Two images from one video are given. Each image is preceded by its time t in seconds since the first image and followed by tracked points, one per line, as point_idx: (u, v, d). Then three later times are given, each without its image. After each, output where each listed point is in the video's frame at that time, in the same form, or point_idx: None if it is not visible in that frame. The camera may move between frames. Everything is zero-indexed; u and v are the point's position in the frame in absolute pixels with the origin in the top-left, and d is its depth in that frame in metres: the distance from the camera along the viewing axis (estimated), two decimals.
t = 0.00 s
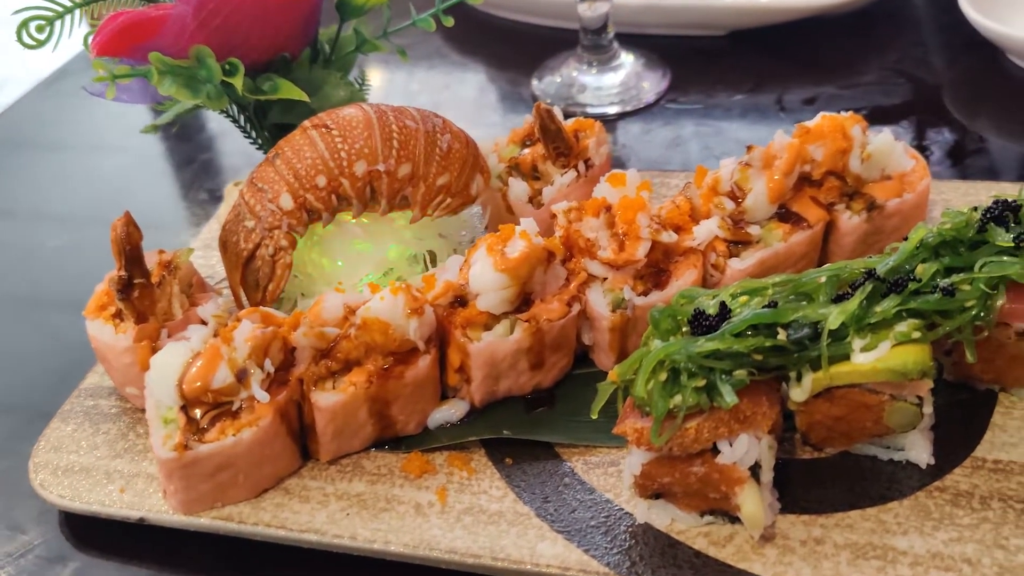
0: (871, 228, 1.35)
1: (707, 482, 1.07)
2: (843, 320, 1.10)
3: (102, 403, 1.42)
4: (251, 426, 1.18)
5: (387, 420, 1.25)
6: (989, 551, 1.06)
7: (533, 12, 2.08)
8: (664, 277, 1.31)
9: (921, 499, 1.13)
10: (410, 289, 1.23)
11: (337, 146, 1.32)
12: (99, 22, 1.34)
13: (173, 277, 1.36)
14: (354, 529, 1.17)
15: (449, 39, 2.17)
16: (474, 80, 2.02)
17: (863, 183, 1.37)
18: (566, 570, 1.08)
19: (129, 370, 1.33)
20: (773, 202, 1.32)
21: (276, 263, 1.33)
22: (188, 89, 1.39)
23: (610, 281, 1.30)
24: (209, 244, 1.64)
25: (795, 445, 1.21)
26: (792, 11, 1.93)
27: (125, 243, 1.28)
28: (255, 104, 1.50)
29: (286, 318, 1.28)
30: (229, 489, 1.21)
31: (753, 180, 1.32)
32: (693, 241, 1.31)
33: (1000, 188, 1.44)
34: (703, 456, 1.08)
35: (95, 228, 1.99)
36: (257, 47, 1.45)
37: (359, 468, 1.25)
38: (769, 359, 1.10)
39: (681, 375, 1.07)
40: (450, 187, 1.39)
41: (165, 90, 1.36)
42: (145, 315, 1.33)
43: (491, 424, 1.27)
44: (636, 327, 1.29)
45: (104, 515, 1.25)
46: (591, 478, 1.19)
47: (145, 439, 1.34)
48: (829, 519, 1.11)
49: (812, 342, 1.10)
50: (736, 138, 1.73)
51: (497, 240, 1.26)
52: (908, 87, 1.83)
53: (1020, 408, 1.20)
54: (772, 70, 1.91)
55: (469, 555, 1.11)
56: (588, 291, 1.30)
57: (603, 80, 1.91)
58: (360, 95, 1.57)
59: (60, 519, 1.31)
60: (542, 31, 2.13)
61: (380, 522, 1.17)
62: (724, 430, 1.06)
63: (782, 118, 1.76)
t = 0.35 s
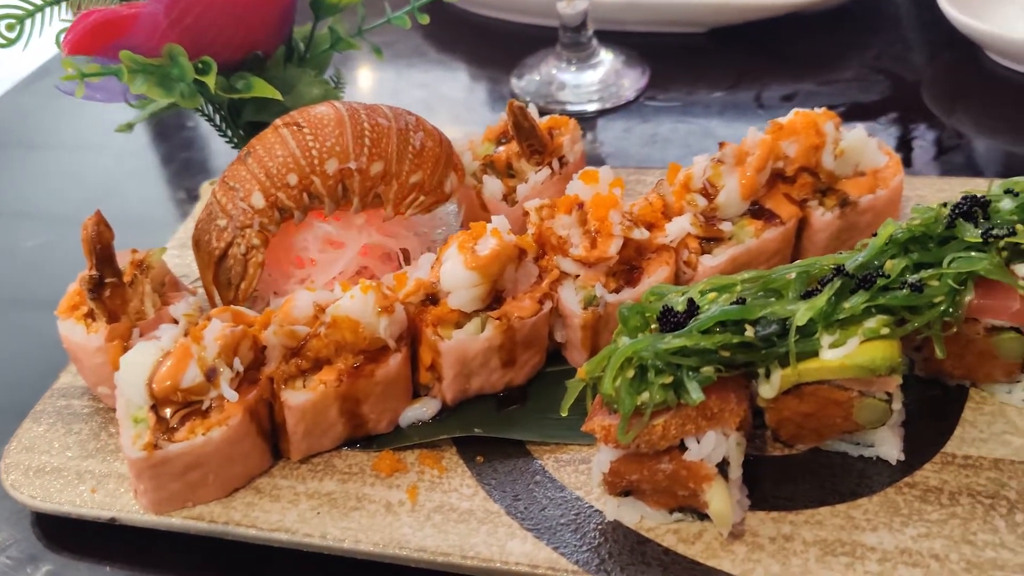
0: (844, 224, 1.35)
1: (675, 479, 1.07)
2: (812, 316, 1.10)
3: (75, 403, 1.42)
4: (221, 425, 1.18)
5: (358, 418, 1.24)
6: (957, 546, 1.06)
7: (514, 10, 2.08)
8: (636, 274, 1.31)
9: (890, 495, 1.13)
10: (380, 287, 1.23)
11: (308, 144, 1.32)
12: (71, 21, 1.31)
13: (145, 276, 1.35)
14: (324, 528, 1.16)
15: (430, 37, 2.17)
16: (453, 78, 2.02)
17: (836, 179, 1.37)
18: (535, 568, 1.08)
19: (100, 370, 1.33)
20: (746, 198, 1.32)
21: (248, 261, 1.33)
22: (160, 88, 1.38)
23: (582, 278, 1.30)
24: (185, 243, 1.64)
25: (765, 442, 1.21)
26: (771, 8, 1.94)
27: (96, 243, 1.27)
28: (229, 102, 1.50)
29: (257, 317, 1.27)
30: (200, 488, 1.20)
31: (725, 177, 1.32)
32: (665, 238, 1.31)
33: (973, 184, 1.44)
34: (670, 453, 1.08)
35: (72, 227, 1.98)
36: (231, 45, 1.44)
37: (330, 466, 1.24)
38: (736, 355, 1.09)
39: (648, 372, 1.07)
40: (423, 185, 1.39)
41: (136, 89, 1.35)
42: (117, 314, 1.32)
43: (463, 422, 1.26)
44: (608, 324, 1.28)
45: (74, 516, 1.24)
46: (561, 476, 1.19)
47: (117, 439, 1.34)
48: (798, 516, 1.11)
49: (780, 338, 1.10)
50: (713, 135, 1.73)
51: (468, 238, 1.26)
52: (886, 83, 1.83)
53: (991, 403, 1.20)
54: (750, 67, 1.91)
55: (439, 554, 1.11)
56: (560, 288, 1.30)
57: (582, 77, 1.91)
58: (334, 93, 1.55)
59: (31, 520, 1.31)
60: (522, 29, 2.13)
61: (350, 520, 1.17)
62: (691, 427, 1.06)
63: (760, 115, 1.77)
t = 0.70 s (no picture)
0: (796, 218, 1.36)
1: (618, 473, 1.07)
2: (754, 310, 1.10)
3: (29, 401, 1.42)
4: (170, 422, 1.17)
5: (308, 415, 1.24)
6: (898, 538, 1.06)
7: (480, 7, 2.08)
8: (588, 269, 1.31)
9: (835, 488, 1.13)
10: (329, 283, 1.23)
11: (260, 141, 1.32)
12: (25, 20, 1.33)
13: (98, 275, 1.34)
14: (272, 524, 1.16)
15: (398, 34, 2.17)
16: (420, 74, 2.02)
17: (789, 173, 1.38)
18: (480, 562, 1.08)
19: (53, 368, 1.32)
20: (697, 193, 1.31)
21: (201, 259, 1.33)
22: (115, 85, 1.36)
23: (534, 274, 1.30)
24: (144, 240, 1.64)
25: (713, 436, 1.21)
26: (735, 5, 1.95)
27: (47, 240, 1.26)
28: (186, 100, 1.49)
29: (208, 314, 1.27)
30: (150, 485, 1.19)
31: (676, 172, 1.33)
32: (617, 232, 1.31)
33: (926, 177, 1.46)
34: (613, 447, 1.08)
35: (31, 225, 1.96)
36: (187, 43, 1.43)
37: (280, 463, 1.24)
38: (678, 349, 1.09)
39: (590, 367, 1.07)
40: (377, 181, 1.39)
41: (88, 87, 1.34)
42: (70, 312, 1.32)
43: (414, 417, 1.27)
44: (560, 320, 1.27)
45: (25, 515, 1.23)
46: (510, 471, 1.19)
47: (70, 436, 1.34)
48: (743, 509, 1.11)
49: (722, 332, 1.10)
50: (674, 131, 1.74)
51: (418, 234, 1.26)
52: (848, 79, 1.85)
53: (938, 395, 1.21)
54: (715, 64, 1.92)
55: (385, 549, 1.11)
56: (512, 284, 1.30)
57: (548, 73, 1.91)
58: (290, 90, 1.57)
59: None
60: (490, 26, 2.13)
61: (299, 516, 1.17)
62: (632, 421, 1.06)
63: (722, 110, 1.77)
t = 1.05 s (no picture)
0: (753, 219, 1.35)
1: (564, 476, 1.07)
2: (701, 312, 1.09)
3: None
4: (118, 427, 1.15)
5: (259, 419, 1.23)
6: (847, 540, 1.05)
7: (450, 8, 2.09)
8: (542, 272, 1.30)
9: (786, 490, 1.12)
10: (280, 287, 1.22)
11: (213, 144, 1.32)
12: None
13: (51, 279, 1.34)
14: (221, 529, 1.15)
15: (369, 36, 2.17)
16: (388, 76, 2.01)
17: (746, 174, 1.37)
18: (426, 567, 1.06)
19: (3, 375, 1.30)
20: (653, 194, 1.31)
21: (155, 262, 1.32)
22: (71, 88, 1.34)
23: (488, 276, 1.29)
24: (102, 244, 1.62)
25: (665, 438, 1.20)
26: (704, 6, 1.94)
27: None
28: (144, 104, 1.48)
29: (161, 318, 1.26)
30: (98, 491, 1.18)
31: (632, 173, 1.32)
32: (572, 234, 1.30)
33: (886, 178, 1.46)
34: (558, 449, 1.08)
35: None
36: (142, 46, 1.42)
37: (232, 468, 1.23)
38: (625, 352, 1.08)
39: (535, 370, 1.06)
40: (333, 184, 1.38)
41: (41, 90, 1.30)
42: (21, 317, 1.30)
43: (366, 421, 1.26)
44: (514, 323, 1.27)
45: None
46: (461, 475, 1.19)
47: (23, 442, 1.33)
48: (693, 512, 1.10)
49: (670, 334, 1.10)
50: (640, 132, 1.73)
51: (370, 237, 1.25)
52: (816, 79, 1.84)
53: (891, 396, 1.21)
54: (684, 65, 1.91)
55: (333, 554, 1.10)
56: (466, 287, 1.30)
57: (516, 75, 1.91)
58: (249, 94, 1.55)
59: None
60: (460, 28, 2.13)
61: (248, 521, 1.16)
62: (578, 424, 1.05)
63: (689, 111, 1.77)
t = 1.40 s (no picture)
0: (727, 228, 1.35)
1: (530, 487, 1.06)
2: (667, 321, 1.09)
3: None
4: (85, 437, 1.15)
5: (229, 430, 1.23)
6: (814, 551, 1.04)
7: (433, 15, 2.09)
8: (515, 280, 1.30)
9: (754, 500, 1.11)
10: (249, 296, 1.21)
11: (184, 153, 1.32)
12: None
13: (22, 289, 1.32)
14: (189, 540, 1.14)
15: (351, 42, 2.16)
16: (370, 83, 2.01)
17: (719, 182, 1.37)
18: None
19: None
20: (625, 202, 1.30)
21: (126, 272, 1.30)
22: (43, 97, 1.34)
23: (460, 286, 1.28)
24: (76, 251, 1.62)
25: (635, 448, 1.20)
26: (685, 11, 1.94)
27: None
28: (120, 113, 1.48)
29: (131, 327, 1.26)
30: (66, 502, 1.17)
31: (604, 181, 1.32)
32: (544, 243, 1.30)
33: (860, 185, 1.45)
34: (524, 460, 1.07)
35: None
36: (116, 55, 1.41)
37: (201, 478, 1.23)
38: (591, 362, 1.08)
39: (501, 380, 1.06)
40: (306, 193, 1.39)
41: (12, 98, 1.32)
42: None
43: (336, 431, 1.25)
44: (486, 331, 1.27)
45: None
46: (430, 485, 1.18)
47: None
48: (660, 523, 1.10)
49: (637, 343, 1.09)
50: (619, 138, 1.73)
51: (341, 246, 1.25)
52: (797, 85, 1.84)
53: (863, 405, 1.21)
54: (665, 71, 1.91)
55: (299, 566, 1.09)
56: (438, 296, 1.29)
57: (496, 82, 1.91)
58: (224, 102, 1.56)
59: None
60: (443, 34, 2.13)
61: (216, 532, 1.15)
62: (544, 435, 1.05)
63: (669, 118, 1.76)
